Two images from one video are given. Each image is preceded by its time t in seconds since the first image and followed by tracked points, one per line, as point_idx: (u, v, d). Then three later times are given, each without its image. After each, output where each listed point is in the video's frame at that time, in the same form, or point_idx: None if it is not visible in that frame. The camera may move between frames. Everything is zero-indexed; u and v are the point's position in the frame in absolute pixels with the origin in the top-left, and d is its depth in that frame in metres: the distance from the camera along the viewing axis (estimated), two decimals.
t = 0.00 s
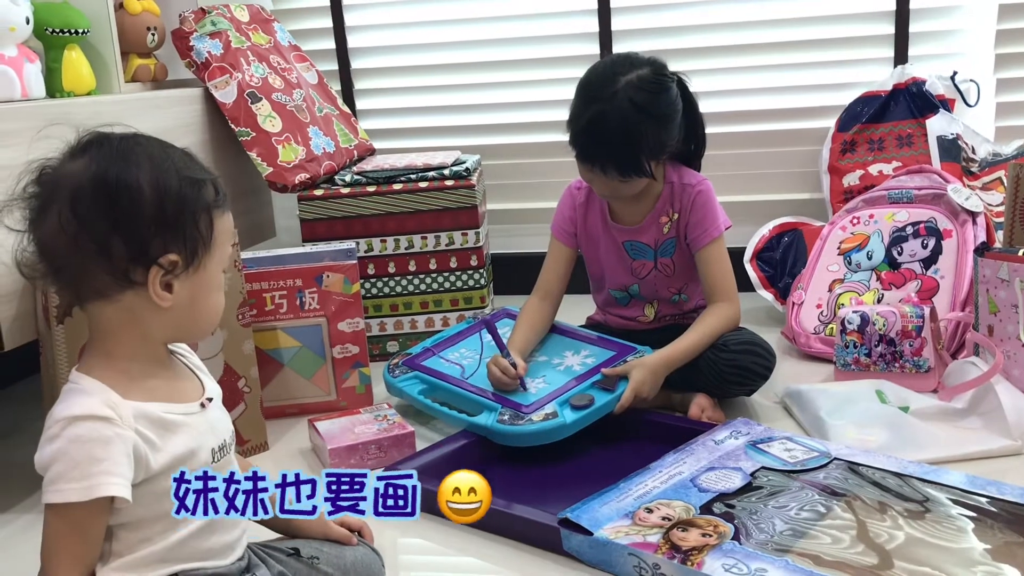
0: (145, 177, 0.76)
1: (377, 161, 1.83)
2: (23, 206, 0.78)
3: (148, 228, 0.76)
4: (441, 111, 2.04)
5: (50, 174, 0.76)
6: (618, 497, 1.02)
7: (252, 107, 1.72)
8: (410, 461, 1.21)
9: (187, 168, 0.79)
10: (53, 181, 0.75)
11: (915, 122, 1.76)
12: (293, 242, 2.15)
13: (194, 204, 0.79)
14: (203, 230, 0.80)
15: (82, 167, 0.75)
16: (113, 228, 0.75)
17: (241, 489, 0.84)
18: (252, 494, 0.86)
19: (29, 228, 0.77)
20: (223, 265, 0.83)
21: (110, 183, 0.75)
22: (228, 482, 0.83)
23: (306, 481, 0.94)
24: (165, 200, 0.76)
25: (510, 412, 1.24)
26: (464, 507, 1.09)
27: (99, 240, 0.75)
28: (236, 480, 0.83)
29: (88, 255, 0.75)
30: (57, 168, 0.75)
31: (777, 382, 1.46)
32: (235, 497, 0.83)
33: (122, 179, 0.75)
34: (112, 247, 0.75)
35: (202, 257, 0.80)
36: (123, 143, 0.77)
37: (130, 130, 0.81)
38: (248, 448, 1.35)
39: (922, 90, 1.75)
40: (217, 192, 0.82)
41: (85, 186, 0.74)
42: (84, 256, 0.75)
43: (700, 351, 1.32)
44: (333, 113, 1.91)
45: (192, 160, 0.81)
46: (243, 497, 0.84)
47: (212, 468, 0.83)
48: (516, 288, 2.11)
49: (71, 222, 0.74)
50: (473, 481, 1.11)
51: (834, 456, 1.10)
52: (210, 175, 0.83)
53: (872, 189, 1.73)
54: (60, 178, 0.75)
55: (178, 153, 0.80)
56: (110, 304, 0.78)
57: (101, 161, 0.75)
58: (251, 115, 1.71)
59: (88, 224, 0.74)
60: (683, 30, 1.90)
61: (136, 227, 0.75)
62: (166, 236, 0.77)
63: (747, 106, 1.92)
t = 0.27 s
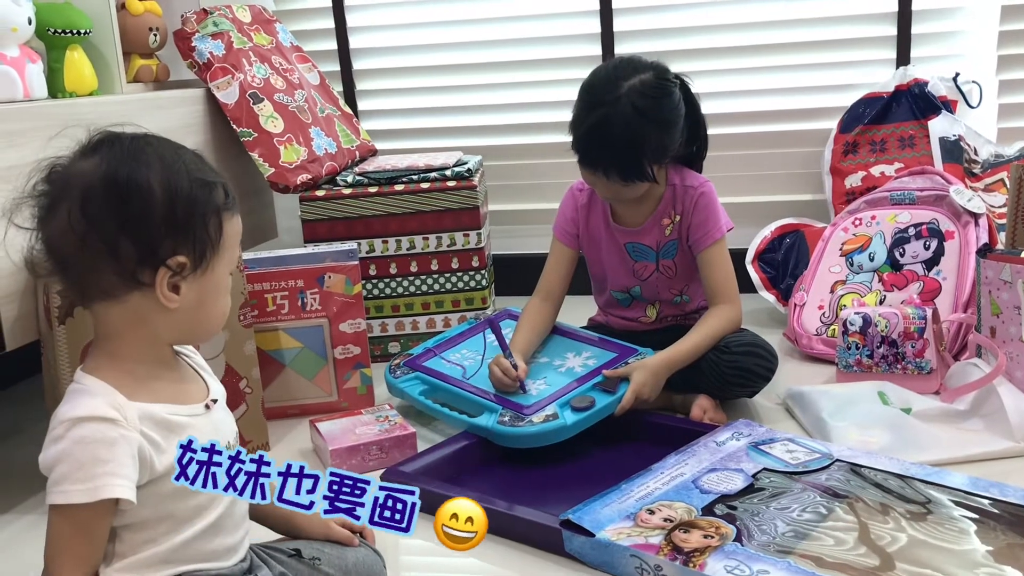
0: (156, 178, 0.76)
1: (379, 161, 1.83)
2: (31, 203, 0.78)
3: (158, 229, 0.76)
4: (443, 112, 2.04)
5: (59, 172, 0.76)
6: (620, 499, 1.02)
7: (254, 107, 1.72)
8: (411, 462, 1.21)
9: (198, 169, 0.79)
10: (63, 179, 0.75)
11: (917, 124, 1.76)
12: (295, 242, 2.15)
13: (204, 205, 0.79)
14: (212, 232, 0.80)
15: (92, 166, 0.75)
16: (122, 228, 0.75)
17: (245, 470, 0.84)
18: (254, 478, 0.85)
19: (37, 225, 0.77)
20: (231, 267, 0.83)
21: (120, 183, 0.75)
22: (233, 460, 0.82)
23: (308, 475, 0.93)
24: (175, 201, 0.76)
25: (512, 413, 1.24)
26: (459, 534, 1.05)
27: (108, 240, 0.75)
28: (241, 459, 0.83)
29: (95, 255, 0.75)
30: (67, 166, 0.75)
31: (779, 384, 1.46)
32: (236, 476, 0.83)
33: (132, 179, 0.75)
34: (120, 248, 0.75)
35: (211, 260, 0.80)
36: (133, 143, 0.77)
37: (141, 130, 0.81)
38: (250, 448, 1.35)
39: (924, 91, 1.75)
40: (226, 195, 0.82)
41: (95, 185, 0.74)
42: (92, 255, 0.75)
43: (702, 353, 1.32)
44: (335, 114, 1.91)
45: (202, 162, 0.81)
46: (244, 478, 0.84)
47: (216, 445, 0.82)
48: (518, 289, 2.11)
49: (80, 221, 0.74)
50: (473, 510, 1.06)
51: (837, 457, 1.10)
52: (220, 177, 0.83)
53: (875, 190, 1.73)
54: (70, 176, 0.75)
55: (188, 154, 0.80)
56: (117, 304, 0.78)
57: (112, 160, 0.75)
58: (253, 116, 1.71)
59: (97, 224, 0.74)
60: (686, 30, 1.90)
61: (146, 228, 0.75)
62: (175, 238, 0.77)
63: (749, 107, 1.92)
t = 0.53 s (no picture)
0: (165, 181, 0.76)
1: (380, 163, 1.83)
2: (38, 203, 0.77)
3: (166, 232, 0.76)
4: (443, 113, 2.04)
5: (68, 173, 0.76)
6: (619, 502, 1.02)
7: (255, 108, 1.72)
8: (411, 464, 1.21)
9: (207, 173, 0.79)
10: (72, 180, 0.75)
11: (917, 126, 1.76)
12: (295, 243, 2.15)
13: (212, 210, 0.79)
14: (219, 236, 0.80)
15: (102, 168, 0.75)
16: (130, 231, 0.74)
17: (242, 490, 0.83)
18: (252, 496, 0.85)
19: (44, 226, 0.77)
20: (236, 272, 0.83)
21: (130, 185, 0.74)
22: (228, 483, 0.81)
23: (306, 482, 0.93)
24: (184, 205, 0.77)
25: (512, 416, 1.24)
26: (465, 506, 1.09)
27: (115, 242, 0.74)
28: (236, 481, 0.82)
29: (103, 257, 0.75)
30: (77, 167, 0.75)
31: (779, 386, 1.46)
32: (235, 498, 0.82)
33: (142, 182, 0.75)
34: (127, 250, 0.75)
35: (217, 264, 0.80)
36: (143, 146, 0.77)
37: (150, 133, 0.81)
38: (250, 450, 1.36)
39: (925, 94, 1.75)
40: (234, 200, 0.82)
41: (104, 187, 0.74)
42: (99, 257, 0.75)
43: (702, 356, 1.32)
44: (336, 115, 1.91)
45: (211, 165, 0.81)
46: (243, 498, 0.83)
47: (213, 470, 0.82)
48: (518, 290, 2.11)
49: (87, 222, 0.74)
50: (474, 480, 1.11)
51: (836, 460, 1.10)
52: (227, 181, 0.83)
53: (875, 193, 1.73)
54: (79, 177, 0.75)
55: (197, 158, 0.80)
56: (122, 307, 0.78)
57: (122, 162, 0.75)
58: (253, 117, 1.71)
59: (105, 226, 0.74)
60: (686, 32, 1.90)
61: (154, 231, 0.75)
62: (183, 242, 0.77)
63: (749, 109, 1.92)
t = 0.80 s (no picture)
0: (171, 181, 0.76)
1: (380, 162, 1.83)
2: (43, 201, 0.77)
3: (171, 232, 0.76)
4: (444, 113, 2.04)
5: (74, 171, 0.75)
6: (619, 502, 1.02)
7: (255, 107, 1.72)
8: (411, 464, 1.21)
9: (213, 174, 0.79)
10: (78, 178, 0.75)
11: (918, 126, 1.76)
12: (295, 243, 2.15)
13: (218, 211, 0.79)
14: (224, 237, 0.80)
15: (108, 167, 0.75)
16: (135, 230, 0.74)
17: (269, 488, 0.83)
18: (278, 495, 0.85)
19: (48, 223, 0.77)
20: (241, 273, 0.83)
21: (136, 185, 0.74)
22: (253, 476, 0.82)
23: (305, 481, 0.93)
24: (190, 205, 0.77)
25: (512, 416, 1.24)
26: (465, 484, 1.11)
27: (120, 241, 0.74)
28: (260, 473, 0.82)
29: (107, 256, 0.75)
30: (83, 165, 0.75)
31: (779, 387, 1.46)
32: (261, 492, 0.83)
33: (148, 182, 0.75)
34: (132, 250, 0.75)
35: (222, 265, 0.80)
36: (150, 145, 0.77)
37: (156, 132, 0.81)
38: (249, 449, 1.36)
39: (925, 94, 1.75)
40: (240, 201, 0.82)
41: (110, 186, 0.74)
42: (104, 256, 0.75)
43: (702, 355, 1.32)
44: (336, 115, 1.91)
45: (217, 166, 0.81)
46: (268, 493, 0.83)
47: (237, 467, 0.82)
48: (519, 290, 2.11)
49: (93, 221, 0.74)
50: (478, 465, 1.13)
51: (837, 461, 1.09)
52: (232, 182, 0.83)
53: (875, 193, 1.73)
54: (86, 175, 0.75)
55: (203, 159, 0.80)
56: (126, 306, 0.78)
57: (129, 162, 0.75)
58: (254, 116, 1.71)
59: (110, 225, 0.74)
60: (687, 32, 1.90)
61: (160, 231, 0.75)
62: (188, 242, 0.77)
63: (750, 109, 1.92)
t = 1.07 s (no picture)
0: (178, 182, 0.76)
1: (381, 162, 1.83)
2: (49, 200, 0.77)
3: (177, 234, 0.75)
4: (444, 112, 2.03)
5: (80, 170, 0.75)
6: (620, 502, 1.02)
7: (255, 106, 1.71)
8: (411, 464, 1.20)
9: (220, 176, 0.79)
10: (84, 178, 0.74)
11: (920, 126, 1.76)
12: (295, 242, 2.14)
13: (224, 212, 0.78)
14: (230, 239, 0.80)
15: (115, 167, 0.75)
16: (141, 231, 0.74)
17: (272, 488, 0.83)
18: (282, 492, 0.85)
19: (54, 222, 0.76)
20: (246, 276, 0.83)
21: (143, 185, 0.74)
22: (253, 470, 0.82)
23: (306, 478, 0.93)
24: (196, 207, 0.76)
25: (512, 416, 1.24)
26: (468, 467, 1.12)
27: (126, 242, 0.74)
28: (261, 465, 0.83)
29: (113, 257, 0.74)
30: (90, 165, 0.75)
31: (780, 387, 1.46)
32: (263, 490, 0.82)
33: (155, 182, 0.75)
34: (137, 250, 0.74)
35: (227, 267, 0.80)
36: (157, 145, 0.77)
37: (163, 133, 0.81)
38: (249, 449, 1.35)
39: (927, 94, 1.75)
40: (246, 203, 0.82)
41: (117, 185, 0.74)
42: (109, 256, 0.74)
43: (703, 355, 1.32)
44: (336, 114, 1.90)
45: (224, 168, 0.81)
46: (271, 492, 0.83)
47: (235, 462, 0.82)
48: (519, 289, 2.11)
49: (99, 221, 0.74)
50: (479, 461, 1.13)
51: (838, 461, 1.09)
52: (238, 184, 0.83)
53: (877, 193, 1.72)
54: (93, 175, 0.74)
55: (210, 160, 0.80)
56: (131, 307, 0.77)
57: (136, 162, 0.75)
58: (254, 115, 1.71)
59: (116, 225, 0.74)
60: (688, 32, 1.89)
61: (166, 232, 0.75)
62: (194, 244, 0.77)
63: (751, 109, 1.92)
